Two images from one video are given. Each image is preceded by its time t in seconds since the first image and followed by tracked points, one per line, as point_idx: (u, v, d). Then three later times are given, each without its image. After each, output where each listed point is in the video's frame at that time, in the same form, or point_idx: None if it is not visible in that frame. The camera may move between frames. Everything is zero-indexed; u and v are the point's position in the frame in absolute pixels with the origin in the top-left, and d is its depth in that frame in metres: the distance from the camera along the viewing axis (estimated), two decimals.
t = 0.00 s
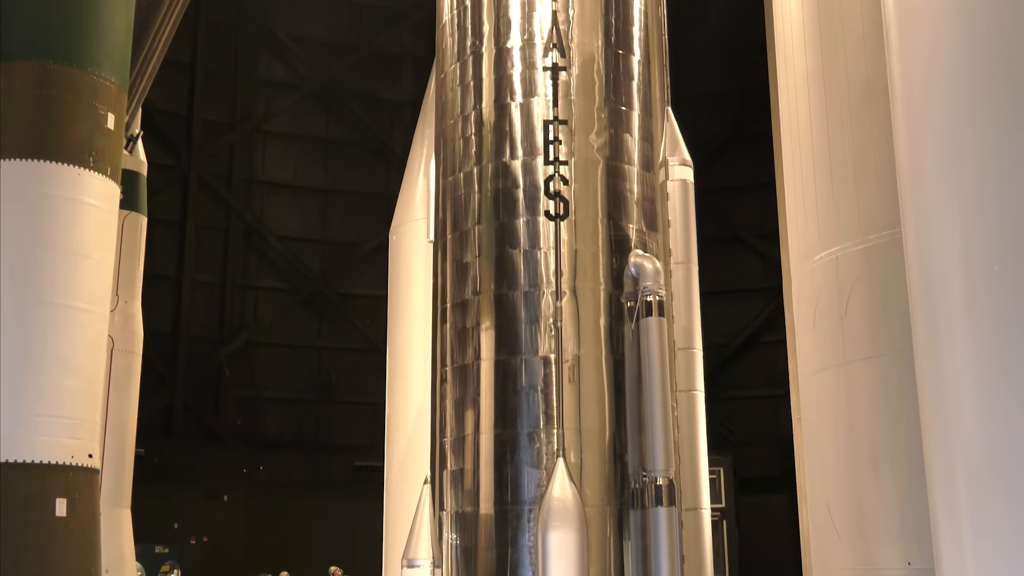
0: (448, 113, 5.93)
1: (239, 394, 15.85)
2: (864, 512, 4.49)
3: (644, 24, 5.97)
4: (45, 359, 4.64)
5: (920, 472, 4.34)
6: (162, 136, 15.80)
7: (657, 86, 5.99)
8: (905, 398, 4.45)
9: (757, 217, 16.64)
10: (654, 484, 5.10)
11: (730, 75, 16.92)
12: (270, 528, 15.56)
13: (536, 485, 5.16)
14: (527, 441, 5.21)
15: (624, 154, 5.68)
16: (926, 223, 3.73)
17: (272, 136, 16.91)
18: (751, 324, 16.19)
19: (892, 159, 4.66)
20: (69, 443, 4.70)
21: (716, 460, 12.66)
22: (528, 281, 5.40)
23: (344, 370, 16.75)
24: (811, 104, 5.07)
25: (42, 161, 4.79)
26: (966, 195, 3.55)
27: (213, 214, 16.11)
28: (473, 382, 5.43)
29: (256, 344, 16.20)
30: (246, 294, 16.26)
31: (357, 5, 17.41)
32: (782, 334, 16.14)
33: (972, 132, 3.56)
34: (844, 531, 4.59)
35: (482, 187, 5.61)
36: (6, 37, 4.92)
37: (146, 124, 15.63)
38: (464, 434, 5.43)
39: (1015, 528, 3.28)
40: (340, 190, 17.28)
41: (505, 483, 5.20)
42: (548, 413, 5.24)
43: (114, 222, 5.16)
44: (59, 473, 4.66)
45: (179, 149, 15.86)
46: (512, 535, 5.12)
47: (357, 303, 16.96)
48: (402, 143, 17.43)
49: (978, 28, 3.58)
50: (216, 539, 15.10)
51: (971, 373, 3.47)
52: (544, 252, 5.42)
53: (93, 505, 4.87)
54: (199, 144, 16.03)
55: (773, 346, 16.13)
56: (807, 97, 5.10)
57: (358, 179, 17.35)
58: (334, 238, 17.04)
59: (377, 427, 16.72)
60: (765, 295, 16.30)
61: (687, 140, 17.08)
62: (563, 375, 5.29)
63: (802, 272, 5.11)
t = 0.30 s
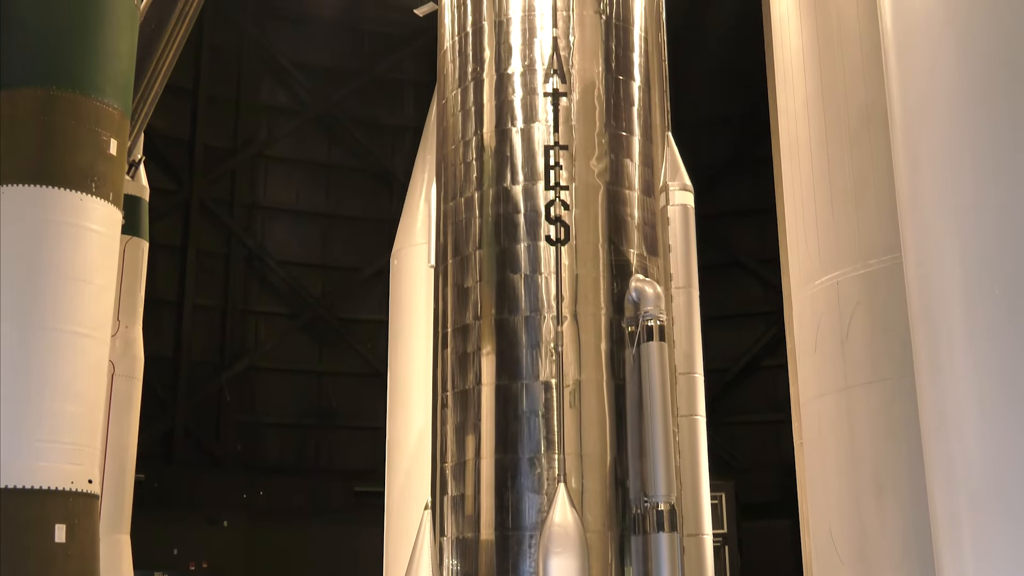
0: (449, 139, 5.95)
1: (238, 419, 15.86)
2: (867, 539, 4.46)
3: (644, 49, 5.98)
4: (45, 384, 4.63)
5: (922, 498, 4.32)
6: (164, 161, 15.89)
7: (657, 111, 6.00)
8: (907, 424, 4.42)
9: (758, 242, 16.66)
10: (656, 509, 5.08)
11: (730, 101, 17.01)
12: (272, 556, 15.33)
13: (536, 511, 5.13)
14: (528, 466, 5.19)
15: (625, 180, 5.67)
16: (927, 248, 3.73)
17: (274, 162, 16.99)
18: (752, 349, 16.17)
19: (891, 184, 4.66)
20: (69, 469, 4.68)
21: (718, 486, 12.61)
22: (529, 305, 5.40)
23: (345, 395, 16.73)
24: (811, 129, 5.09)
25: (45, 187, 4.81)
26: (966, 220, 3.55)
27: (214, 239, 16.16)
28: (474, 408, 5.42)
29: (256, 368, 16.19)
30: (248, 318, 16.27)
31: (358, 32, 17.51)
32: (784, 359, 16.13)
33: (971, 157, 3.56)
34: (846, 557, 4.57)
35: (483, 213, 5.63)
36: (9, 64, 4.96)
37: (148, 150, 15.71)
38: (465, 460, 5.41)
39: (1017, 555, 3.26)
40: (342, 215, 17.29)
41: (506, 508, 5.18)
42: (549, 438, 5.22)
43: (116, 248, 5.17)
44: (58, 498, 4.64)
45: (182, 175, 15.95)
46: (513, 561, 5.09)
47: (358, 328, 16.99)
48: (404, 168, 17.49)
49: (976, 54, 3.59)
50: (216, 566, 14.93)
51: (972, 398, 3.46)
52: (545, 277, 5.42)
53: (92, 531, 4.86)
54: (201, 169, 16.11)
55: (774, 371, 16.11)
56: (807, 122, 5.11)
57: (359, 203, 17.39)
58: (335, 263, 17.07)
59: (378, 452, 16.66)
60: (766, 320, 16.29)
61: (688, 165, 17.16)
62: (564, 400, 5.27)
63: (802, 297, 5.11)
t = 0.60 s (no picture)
0: (450, 164, 5.97)
1: (239, 444, 15.83)
2: (870, 566, 4.44)
3: (644, 75, 5.99)
4: (46, 410, 4.63)
5: (926, 524, 4.29)
6: (166, 186, 15.95)
7: (657, 136, 6.01)
8: (910, 449, 4.40)
9: (759, 266, 16.64)
10: (658, 535, 5.08)
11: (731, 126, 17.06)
12: None
13: (538, 537, 5.10)
14: (529, 491, 5.17)
15: (626, 205, 5.68)
16: (928, 270, 3.72)
17: (276, 187, 17.02)
18: (755, 373, 16.14)
19: (892, 208, 4.66)
20: (68, 495, 4.67)
21: (720, 512, 12.53)
22: (530, 330, 5.39)
23: (346, 421, 16.70)
24: (811, 153, 5.10)
25: (46, 213, 4.83)
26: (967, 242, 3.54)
27: (215, 264, 16.19)
28: (475, 432, 5.41)
29: (257, 394, 16.17)
30: (249, 342, 16.27)
31: (360, 58, 17.62)
32: (785, 384, 16.10)
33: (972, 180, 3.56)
34: None
35: (484, 238, 5.64)
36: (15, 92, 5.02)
37: (151, 176, 15.78)
38: (466, 485, 5.39)
39: None
40: (343, 240, 17.31)
41: (507, 533, 5.15)
42: (550, 463, 5.20)
43: (119, 273, 5.18)
44: (58, 524, 4.63)
45: (184, 200, 16.02)
46: None
47: (361, 353, 16.95)
48: (405, 194, 17.57)
49: (976, 77, 3.59)
50: None
51: (973, 424, 3.45)
52: (546, 302, 5.42)
53: (92, 558, 4.83)
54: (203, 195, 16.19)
55: (776, 396, 16.07)
56: (807, 146, 5.12)
57: (361, 228, 17.41)
58: (336, 288, 17.04)
59: (379, 477, 16.62)
60: (768, 344, 16.27)
61: (688, 189, 17.20)
62: (565, 425, 5.25)
63: (804, 322, 5.11)
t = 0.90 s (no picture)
0: (451, 188, 5.98)
1: (240, 469, 15.80)
2: None
3: (644, 100, 6.01)
4: (46, 436, 4.61)
5: (928, 549, 4.26)
6: (167, 211, 16.00)
7: (658, 161, 6.03)
8: (913, 474, 4.37)
9: (760, 290, 16.63)
10: (659, 560, 5.05)
11: (732, 150, 17.10)
12: None
13: (539, 561, 5.07)
14: (530, 516, 5.14)
15: (627, 229, 5.68)
16: (929, 295, 3.72)
17: (277, 212, 17.07)
18: (756, 397, 16.11)
19: (892, 232, 4.66)
20: (68, 520, 4.64)
21: (721, 536, 12.46)
22: (531, 353, 5.38)
23: (347, 445, 16.65)
24: (811, 177, 5.10)
25: (48, 237, 4.84)
26: (968, 268, 3.53)
27: (215, 288, 16.19)
28: (475, 457, 5.39)
29: (257, 418, 16.14)
30: (249, 367, 16.25)
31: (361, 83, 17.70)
32: (787, 408, 16.05)
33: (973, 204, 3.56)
34: None
35: (484, 261, 5.64)
36: (18, 115, 5.04)
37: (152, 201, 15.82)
38: (467, 509, 5.37)
39: None
40: (344, 264, 17.34)
41: (508, 558, 5.13)
42: (551, 488, 5.18)
43: (119, 297, 5.17)
44: (57, 549, 4.60)
45: (185, 224, 16.06)
46: None
47: (362, 379, 16.91)
48: (406, 218, 17.61)
49: (976, 102, 3.59)
50: None
51: (974, 446, 3.43)
52: (547, 325, 5.41)
53: None
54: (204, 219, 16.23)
55: (778, 420, 16.03)
56: (807, 171, 5.13)
57: (362, 252, 17.44)
58: (337, 313, 17.06)
59: (379, 502, 16.56)
60: (770, 368, 16.23)
61: (689, 214, 17.23)
62: (566, 449, 5.23)
63: (805, 346, 5.09)
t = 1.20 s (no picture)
0: (453, 214, 5.99)
1: (239, 495, 15.72)
2: None
3: (644, 126, 6.03)
4: (46, 463, 4.61)
5: None
6: (168, 237, 16.03)
7: (659, 186, 6.04)
8: (917, 502, 4.34)
9: (761, 316, 16.63)
10: None
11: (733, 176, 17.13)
12: None
13: None
14: (531, 543, 5.11)
15: (628, 255, 5.68)
16: (929, 322, 3.71)
17: (279, 238, 17.11)
18: (757, 423, 16.07)
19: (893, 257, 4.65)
20: (67, 548, 4.62)
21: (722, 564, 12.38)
22: (532, 379, 5.37)
23: (348, 472, 16.60)
24: (812, 203, 5.10)
25: (49, 263, 4.86)
26: (967, 295, 3.53)
27: (216, 314, 16.20)
28: (476, 483, 5.37)
29: (258, 444, 16.09)
30: (250, 393, 16.22)
31: (363, 109, 17.77)
32: (789, 434, 16.00)
33: (973, 232, 3.56)
34: None
35: (486, 287, 5.64)
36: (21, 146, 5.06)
37: (155, 227, 15.86)
38: (468, 536, 5.34)
39: None
40: (346, 290, 17.35)
41: None
42: (553, 515, 5.15)
43: (121, 323, 5.19)
44: None
45: (186, 250, 16.10)
46: None
47: (363, 406, 16.90)
48: (408, 244, 17.63)
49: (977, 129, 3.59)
50: None
51: (977, 473, 3.42)
52: (548, 351, 5.40)
53: None
54: (206, 245, 16.28)
55: (779, 447, 15.98)
56: (807, 196, 5.13)
57: (363, 277, 17.47)
58: (338, 338, 17.06)
59: (379, 528, 16.48)
60: (771, 394, 16.20)
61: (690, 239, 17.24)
62: (567, 476, 5.21)
63: (807, 371, 5.07)
